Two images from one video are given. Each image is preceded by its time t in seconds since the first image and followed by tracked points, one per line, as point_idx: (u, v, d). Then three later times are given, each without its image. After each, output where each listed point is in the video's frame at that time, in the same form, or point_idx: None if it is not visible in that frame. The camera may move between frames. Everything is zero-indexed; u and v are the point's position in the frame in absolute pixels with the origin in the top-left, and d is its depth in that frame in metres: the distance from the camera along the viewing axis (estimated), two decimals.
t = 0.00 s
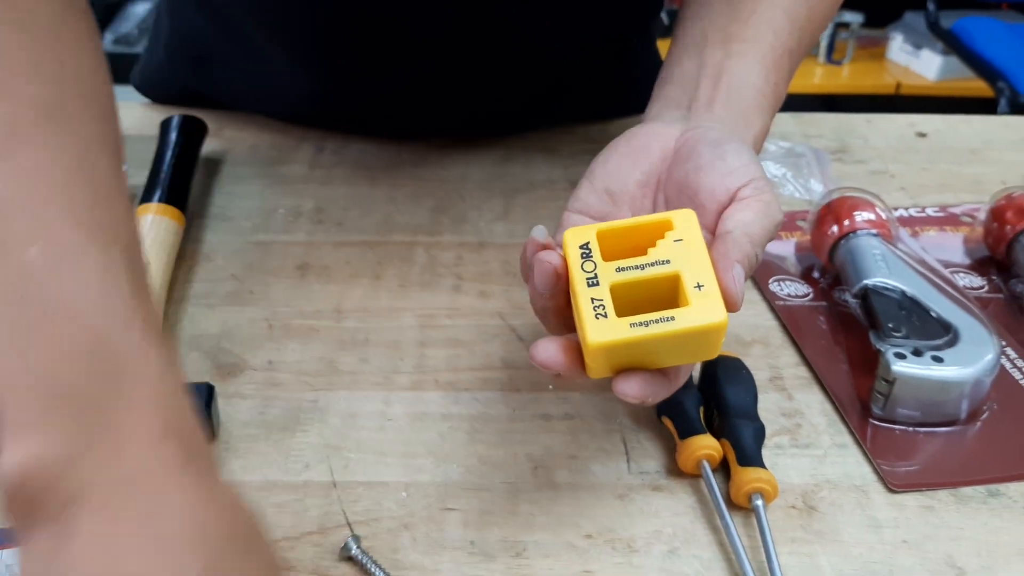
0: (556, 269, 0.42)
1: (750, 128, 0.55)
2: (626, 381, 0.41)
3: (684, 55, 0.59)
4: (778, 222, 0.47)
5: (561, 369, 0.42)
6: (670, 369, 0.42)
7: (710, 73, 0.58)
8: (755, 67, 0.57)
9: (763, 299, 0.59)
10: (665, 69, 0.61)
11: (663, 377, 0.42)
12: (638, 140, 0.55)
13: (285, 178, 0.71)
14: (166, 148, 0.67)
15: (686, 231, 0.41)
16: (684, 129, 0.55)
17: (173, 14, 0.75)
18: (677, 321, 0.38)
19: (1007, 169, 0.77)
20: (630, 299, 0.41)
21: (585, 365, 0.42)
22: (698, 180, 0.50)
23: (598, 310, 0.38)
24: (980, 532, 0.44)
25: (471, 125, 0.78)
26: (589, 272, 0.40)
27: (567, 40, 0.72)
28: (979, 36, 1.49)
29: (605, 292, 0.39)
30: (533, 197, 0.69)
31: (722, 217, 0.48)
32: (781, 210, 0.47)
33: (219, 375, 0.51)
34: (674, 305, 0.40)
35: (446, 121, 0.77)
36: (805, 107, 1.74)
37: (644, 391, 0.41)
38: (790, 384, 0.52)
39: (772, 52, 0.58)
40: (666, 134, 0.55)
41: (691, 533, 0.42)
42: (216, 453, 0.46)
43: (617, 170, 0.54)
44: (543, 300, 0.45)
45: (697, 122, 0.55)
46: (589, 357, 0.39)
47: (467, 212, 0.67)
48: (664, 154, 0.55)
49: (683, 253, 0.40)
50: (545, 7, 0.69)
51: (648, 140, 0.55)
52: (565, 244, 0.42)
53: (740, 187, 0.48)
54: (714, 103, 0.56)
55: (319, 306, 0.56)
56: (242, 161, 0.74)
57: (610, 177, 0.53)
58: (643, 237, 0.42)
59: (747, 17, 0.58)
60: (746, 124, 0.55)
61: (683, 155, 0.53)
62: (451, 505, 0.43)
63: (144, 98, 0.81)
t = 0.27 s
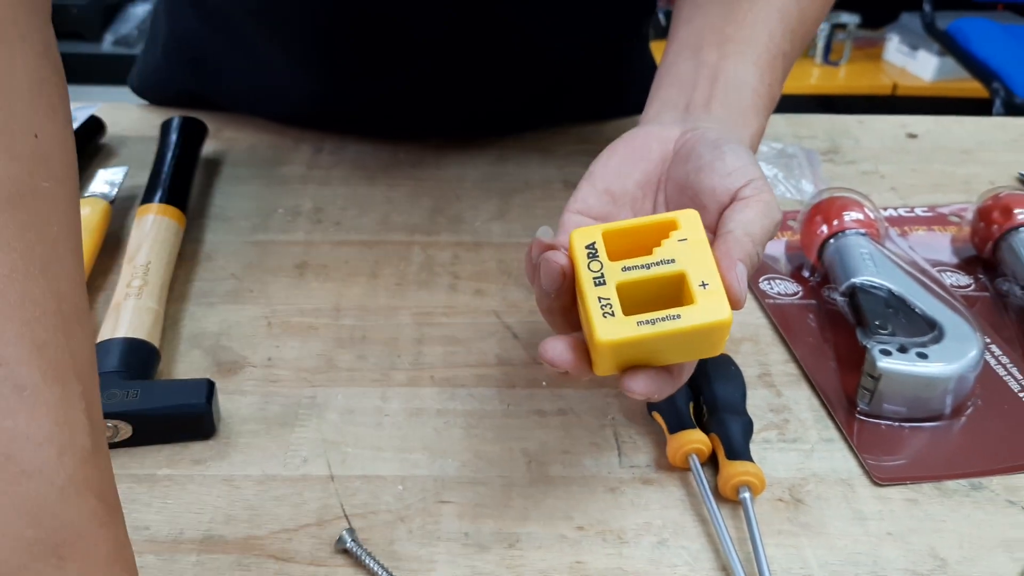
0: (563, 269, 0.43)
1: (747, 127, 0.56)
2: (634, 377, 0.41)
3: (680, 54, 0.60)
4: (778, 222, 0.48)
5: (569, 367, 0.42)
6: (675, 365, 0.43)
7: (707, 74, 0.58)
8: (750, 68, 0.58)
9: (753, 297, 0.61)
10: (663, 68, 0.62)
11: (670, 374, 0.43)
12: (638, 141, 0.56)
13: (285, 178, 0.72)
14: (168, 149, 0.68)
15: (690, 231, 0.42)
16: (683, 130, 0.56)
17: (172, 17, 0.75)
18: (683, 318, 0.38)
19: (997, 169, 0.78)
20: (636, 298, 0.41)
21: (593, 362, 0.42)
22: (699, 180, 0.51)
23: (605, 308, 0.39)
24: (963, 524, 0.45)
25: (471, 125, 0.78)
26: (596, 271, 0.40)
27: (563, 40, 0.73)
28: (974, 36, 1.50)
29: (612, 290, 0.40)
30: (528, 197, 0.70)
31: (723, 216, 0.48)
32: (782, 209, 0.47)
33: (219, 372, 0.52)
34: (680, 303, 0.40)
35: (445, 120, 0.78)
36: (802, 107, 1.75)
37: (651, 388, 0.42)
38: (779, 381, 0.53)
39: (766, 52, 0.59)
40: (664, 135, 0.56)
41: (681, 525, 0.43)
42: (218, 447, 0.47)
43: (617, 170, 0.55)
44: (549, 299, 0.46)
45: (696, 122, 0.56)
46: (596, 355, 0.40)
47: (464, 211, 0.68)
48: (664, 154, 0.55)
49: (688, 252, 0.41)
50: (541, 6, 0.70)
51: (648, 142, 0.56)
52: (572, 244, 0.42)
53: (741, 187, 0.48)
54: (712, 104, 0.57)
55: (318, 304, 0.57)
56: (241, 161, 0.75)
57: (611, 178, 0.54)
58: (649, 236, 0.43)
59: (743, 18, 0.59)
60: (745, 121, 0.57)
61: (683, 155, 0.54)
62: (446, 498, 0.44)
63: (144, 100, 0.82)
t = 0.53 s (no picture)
0: (547, 272, 0.45)
1: (729, 136, 0.58)
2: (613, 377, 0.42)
3: (666, 65, 0.62)
4: (754, 228, 0.48)
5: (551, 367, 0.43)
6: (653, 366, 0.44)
7: (691, 83, 0.60)
8: (732, 78, 0.59)
9: (740, 297, 0.62)
10: (649, 78, 0.63)
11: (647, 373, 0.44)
12: (622, 147, 0.57)
13: (283, 180, 0.73)
14: (170, 152, 0.69)
15: (667, 238, 0.43)
16: (665, 138, 0.58)
17: (174, 23, 0.77)
18: (658, 320, 0.39)
19: (981, 171, 0.80)
20: (615, 302, 0.43)
21: (573, 362, 0.43)
22: (679, 187, 0.52)
23: (584, 311, 0.40)
24: (942, 516, 0.46)
25: (474, 129, 0.80)
26: (576, 276, 0.42)
27: (558, 41, 0.74)
28: (965, 40, 1.52)
29: (591, 294, 0.41)
30: (522, 199, 0.72)
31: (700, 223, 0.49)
32: (757, 216, 0.48)
33: (221, 369, 0.53)
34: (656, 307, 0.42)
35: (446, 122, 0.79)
36: (796, 110, 1.77)
37: (627, 386, 0.43)
38: (765, 377, 0.55)
39: (749, 63, 0.60)
40: (649, 142, 0.58)
41: (668, 517, 0.45)
42: (220, 442, 0.48)
43: (602, 176, 0.56)
44: (534, 302, 0.47)
45: (678, 131, 0.58)
46: (575, 356, 0.41)
47: (459, 213, 0.70)
48: (647, 163, 0.57)
49: (664, 258, 0.42)
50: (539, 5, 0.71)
51: (631, 150, 0.57)
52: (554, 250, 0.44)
53: (717, 195, 0.50)
54: (694, 114, 0.58)
55: (317, 303, 0.59)
56: (241, 164, 0.76)
57: (595, 184, 0.56)
58: (628, 243, 0.44)
59: (728, 28, 0.60)
60: (726, 134, 0.58)
61: (665, 162, 0.55)
62: (441, 491, 0.46)
63: (148, 103, 0.84)
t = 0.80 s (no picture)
0: (532, 258, 0.45)
1: (714, 130, 0.59)
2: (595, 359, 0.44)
3: (656, 60, 0.63)
4: (736, 217, 0.50)
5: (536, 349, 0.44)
6: (634, 350, 0.45)
7: (679, 78, 0.61)
8: (721, 73, 0.60)
9: (735, 292, 0.63)
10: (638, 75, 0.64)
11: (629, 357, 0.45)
12: (610, 139, 0.58)
13: (282, 178, 0.74)
14: (169, 150, 0.70)
15: (650, 225, 0.44)
16: (652, 130, 0.58)
17: (173, 20, 0.77)
18: (639, 305, 0.40)
19: (974, 168, 0.80)
20: (599, 288, 0.43)
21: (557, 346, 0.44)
22: (663, 177, 0.53)
23: (567, 295, 0.41)
24: (932, 507, 0.46)
25: (475, 128, 0.81)
26: (560, 261, 0.43)
27: (555, 41, 0.75)
28: (962, 39, 1.53)
29: (574, 279, 0.42)
30: (519, 196, 0.72)
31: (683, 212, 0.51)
32: (738, 206, 0.50)
33: (221, 363, 0.54)
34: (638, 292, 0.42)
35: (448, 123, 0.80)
36: (795, 109, 1.77)
37: (609, 369, 0.44)
38: (759, 372, 0.55)
39: (736, 58, 0.61)
40: (635, 133, 0.58)
41: (662, 508, 0.45)
42: (220, 435, 0.49)
43: (591, 167, 0.57)
44: (519, 288, 0.47)
45: (663, 124, 0.58)
46: (559, 339, 0.42)
47: (456, 210, 0.70)
48: (634, 153, 0.58)
49: (646, 244, 0.43)
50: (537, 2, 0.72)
51: (619, 141, 0.58)
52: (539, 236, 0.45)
53: (700, 184, 0.51)
54: (681, 108, 0.59)
55: (316, 299, 0.59)
56: (240, 161, 0.77)
57: (584, 175, 0.57)
58: (611, 230, 0.45)
59: (715, 26, 0.61)
60: (711, 126, 0.58)
61: (650, 154, 0.56)
62: (438, 483, 0.46)
63: (148, 101, 0.85)
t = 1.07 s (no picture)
0: (540, 249, 0.47)
1: (716, 123, 0.59)
2: (602, 349, 0.45)
3: (657, 54, 0.63)
4: (739, 208, 0.51)
5: (543, 340, 0.46)
6: (640, 340, 0.47)
7: (681, 72, 0.61)
8: (722, 66, 0.61)
9: (737, 285, 0.64)
10: (639, 69, 0.65)
11: (635, 346, 0.47)
12: (615, 132, 0.59)
13: (287, 172, 0.75)
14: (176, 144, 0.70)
15: (655, 217, 0.45)
16: (655, 123, 0.59)
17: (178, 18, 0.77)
18: (646, 295, 0.42)
19: (973, 163, 0.81)
20: (606, 278, 0.45)
21: (566, 336, 0.46)
22: (667, 170, 0.55)
23: (576, 286, 0.43)
24: (932, 494, 0.47)
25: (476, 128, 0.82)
26: (568, 252, 0.44)
27: (553, 40, 0.76)
28: (962, 37, 1.54)
29: (582, 269, 0.43)
30: (522, 190, 0.73)
31: (687, 203, 0.52)
32: (741, 198, 0.51)
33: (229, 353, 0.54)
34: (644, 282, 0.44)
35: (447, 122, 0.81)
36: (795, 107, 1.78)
37: (617, 357, 0.46)
38: (760, 362, 0.56)
39: (738, 52, 0.62)
40: (639, 127, 0.59)
41: (665, 494, 0.46)
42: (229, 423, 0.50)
43: (596, 161, 0.58)
44: (528, 279, 0.49)
45: (667, 117, 0.59)
46: (568, 329, 0.43)
47: (460, 204, 0.71)
48: (638, 146, 0.58)
49: (652, 235, 0.44)
50: None
51: (623, 134, 0.59)
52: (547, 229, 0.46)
53: (704, 176, 0.52)
54: (683, 100, 0.60)
55: (321, 291, 0.60)
56: (245, 156, 0.77)
57: (587, 169, 0.57)
58: (618, 221, 0.47)
59: (715, 19, 0.62)
60: (713, 119, 0.59)
61: (655, 147, 0.57)
62: (444, 470, 0.47)
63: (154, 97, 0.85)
